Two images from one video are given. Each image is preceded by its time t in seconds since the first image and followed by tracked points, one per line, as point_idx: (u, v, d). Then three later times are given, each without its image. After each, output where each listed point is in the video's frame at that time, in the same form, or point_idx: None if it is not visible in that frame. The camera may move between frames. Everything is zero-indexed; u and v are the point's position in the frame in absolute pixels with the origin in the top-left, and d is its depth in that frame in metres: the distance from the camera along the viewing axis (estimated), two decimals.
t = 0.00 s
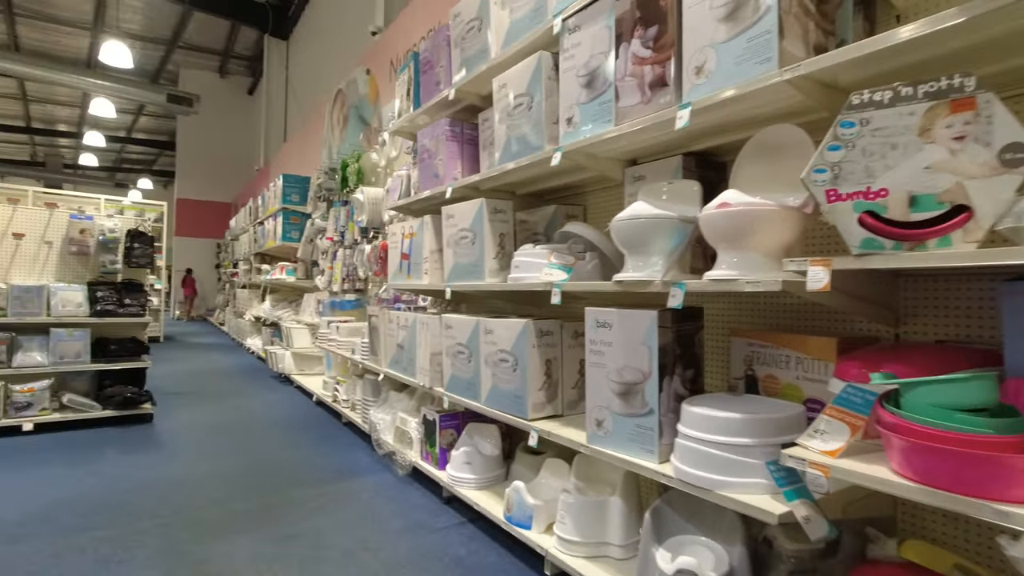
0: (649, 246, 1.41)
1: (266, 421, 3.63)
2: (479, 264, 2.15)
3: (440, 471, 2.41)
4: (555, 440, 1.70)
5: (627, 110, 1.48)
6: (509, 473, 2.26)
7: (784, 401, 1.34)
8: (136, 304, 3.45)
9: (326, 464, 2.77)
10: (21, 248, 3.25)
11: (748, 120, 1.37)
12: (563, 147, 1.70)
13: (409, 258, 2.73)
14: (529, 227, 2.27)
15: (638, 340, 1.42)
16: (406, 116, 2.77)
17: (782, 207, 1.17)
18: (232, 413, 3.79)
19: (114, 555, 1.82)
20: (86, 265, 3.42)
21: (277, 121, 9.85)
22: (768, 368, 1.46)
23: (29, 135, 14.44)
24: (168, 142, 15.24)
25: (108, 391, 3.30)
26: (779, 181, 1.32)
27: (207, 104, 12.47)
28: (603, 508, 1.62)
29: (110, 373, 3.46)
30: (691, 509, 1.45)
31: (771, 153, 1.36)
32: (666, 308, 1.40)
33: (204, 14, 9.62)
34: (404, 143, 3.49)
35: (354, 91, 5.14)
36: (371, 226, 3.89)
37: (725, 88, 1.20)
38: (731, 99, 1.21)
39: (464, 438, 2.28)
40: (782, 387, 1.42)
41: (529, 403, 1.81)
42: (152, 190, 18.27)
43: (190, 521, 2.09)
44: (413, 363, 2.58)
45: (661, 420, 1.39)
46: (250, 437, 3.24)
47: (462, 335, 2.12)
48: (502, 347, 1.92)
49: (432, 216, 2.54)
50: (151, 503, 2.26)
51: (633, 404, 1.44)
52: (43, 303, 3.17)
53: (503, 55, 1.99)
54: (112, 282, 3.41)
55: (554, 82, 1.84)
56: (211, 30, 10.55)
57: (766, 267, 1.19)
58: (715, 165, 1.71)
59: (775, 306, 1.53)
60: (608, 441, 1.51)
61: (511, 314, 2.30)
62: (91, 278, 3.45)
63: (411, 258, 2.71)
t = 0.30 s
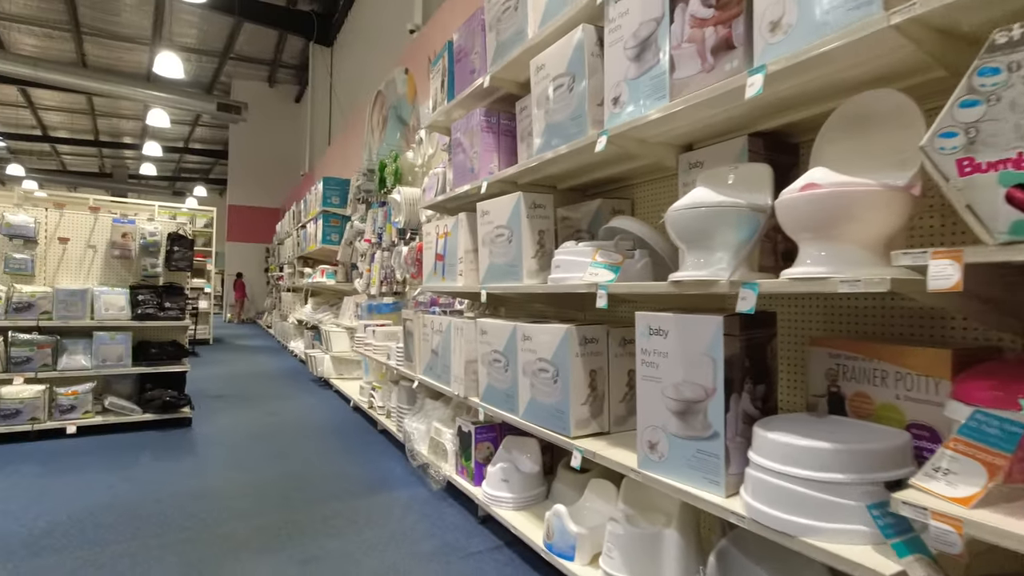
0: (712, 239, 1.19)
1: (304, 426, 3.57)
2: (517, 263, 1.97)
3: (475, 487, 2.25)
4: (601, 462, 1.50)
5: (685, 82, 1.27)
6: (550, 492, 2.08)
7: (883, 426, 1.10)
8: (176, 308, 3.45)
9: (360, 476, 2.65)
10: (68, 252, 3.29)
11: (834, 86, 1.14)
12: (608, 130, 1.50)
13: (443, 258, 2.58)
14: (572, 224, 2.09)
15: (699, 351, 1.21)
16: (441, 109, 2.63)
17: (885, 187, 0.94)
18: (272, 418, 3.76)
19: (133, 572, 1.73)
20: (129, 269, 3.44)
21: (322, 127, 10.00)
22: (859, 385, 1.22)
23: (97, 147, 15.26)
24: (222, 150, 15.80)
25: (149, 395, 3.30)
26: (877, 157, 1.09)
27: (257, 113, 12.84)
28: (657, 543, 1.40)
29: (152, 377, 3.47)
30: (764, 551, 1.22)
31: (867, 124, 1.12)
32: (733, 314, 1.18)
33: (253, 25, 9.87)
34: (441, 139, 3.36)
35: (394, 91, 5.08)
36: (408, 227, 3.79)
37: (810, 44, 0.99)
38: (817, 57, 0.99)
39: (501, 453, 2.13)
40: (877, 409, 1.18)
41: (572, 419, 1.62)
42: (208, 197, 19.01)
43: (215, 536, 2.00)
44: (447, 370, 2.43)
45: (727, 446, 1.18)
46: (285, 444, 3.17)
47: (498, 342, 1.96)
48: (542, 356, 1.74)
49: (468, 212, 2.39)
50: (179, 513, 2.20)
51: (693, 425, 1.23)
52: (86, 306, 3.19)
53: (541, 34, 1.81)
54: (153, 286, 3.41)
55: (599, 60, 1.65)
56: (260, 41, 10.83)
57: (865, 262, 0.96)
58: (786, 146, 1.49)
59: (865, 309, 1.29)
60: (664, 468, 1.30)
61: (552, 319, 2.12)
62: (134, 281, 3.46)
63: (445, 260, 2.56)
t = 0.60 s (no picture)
0: (773, 228, 1.00)
1: (326, 432, 3.47)
2: (543, 261, 1.81)
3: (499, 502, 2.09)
4: (640, 486, 1.32)
5: (737, 45, 1.09)
6: (581, 512, 1.90)
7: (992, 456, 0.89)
8: (198, 310, 3.40)
9: (380, 488, 2.52)
10: (91, 254, 3.27)
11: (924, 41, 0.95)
12: (645, 109, 1.32)
13: (466, 257, 2.44)
14: (604, 219, 1.91)
15: (757, 362, 1.02)
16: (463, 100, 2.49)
17: (1009, 156, 0.73)
18: (295, 422, 3.68)
19: None
20: (152, 271, 3.40)
21: (350, 129, 10.03)
22: (954, 403, 1.00)
23: (137, 155, 15.71)
24: (256, 155, 16.08)
25: (170, 398, 3.25)
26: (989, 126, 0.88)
27: (288, 117, 12.99)
28: None
29: (175, 380, 3.43)
30: None
31: (972, 88, 0.91)
32: (800, 318, 0.99)
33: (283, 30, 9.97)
34: (465, 134, 3.22)
35: (418, 88, 4.99)
36: (432, 226, 3.67)
37: None
38: None
39: (527, 466, 1.98)
40: (978, 433, 0.97)
41: (605, 435, 1.45)
42: (243, 202, 19.40)
43: (223, 553, 1.89)
44: (470, 376, 2.28)
45: (794, 476, 0.98)
46: (307, 451, 3.08)
47: (523, 348, 1.79)
48: (571, 364, 1.56)
49: (491, 207, 2.23)
50: (191, 526, 2.10)
51: (751, 450, 1.03)
52: (109, 309, 3.16)
53: (569, 8, 1.65)
54: (175, 288, 3.37)
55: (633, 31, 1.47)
56: (290, 45, 10.94)
57: (980, 253, 0.76)
58: (853, 122, 1.28)
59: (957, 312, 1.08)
60: (714, 499, 1.11)
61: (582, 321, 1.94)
62: (157, 283, 3.43)
63: (468, 259, 2.41)
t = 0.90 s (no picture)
0: (852, 212, 0.81)
1: (351, 440, 3.38)
2: (573, 260, 1.65)
3: (526, 521, 1.93)
4: (684, 516, 1.14)
5: None
6: (617, 535, 1.72)
7: None
8: (223, 314, 3.37)
9: (402, 502, 2.40)
10: (119, 258, 3.26)
11: None
12: (688, 81, 1.16)
13: (491, 257, 2.29)
14: (640, 212, 1.75)
15: (830, 375, 0.84)
16: (487, 92, 2.36)
17: None
18: (320, 428, 3.61)
19: None
20: (178, 274, 3.39)
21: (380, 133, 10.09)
22: None
23: (179, 163, 16.22)
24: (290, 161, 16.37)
25: (195, 403, 3.21)
26: None
27: (321, 123, 13.17)
28: None
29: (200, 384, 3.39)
30: None
31: None
32: (888, 323, 0.80)
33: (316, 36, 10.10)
34: (491, 130, 3.10)
35: (445, 87, 4.90)
36: (459, 227, 3.56)
37: None
38: None
39: (557, 482, 1.82)
40: None
41: (643, 454, 1.27)
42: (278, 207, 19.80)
43: (235, 570, 1.78)
44: (496, 383, 2.14)
45: (882, 516, 0.79)
46: (329, 459, 2.98)
47: (552, 355, 1.64)
48: (605, 373, 1.40)
49: (517, 202, 2.08)
50: (205, 537, 2.01)
51: (824, 481, 0.85)
52: (135, 312, 3.13)
53: None
54: (201, 291, 3.35)
55: None
56: (323, 52, 11.08)
57: None
58: (936, 88, 1.09)
59: None
60: (776, 538, 0.93)
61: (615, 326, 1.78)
62: (183, 287, 3.40)
63: (493, 260, 2.27)
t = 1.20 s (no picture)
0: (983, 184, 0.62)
1: (379, 445, 3.28)
2: (612, 255, 1.47)
3: (560, 542, 1.76)
4: (746, 559, 0.95)
5: None
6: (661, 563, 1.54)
7: None
8: (251, 314, 3.33)
9: (428, 515, 2.27)
10: (150, 258, 3.25)
11: None
12: (751, 39, 0.97)
13: (522, 254, 2.14)
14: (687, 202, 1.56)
15: (950, 400, 0.65)
16: (518, 78, 2.21)
17: None
18: (350, 432, 3.52)
19: None
20: (208, 274, 3.36)
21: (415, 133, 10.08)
22: None
23: (223, 167, 16.69)
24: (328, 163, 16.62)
25: (224, 404, 3.17)
26: None
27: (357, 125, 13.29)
28: None
29: (230, 386, 3.36)
30: None
31: None
32: None
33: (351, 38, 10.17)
34: (523, 121, 2.94)
35: (478, 82, 4.78)
36: (490, 224, 3.42)
37: None
38: None
39: (594, 501, 1.66)
40: None
41: (694, 480, 1.09)
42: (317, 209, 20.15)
43: None
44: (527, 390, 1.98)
45: None
46: (357, 466, 2.88)
47: (588, 362, 1.47)
48: (649, 384, 1.22)
49: (549, 194, 1.91)
50: (223, 549, 1.93)
51: (944, 537, 0.65)
52: (164, 313, 3.11)
53: None
54: (230, 291, 3.31)
55: None
56: (359, 54, 11.16)
57: None
58: None
59: None
60: None
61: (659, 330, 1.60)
62: (212, 287, 3.38)
63: (524, 257, 2.11)
